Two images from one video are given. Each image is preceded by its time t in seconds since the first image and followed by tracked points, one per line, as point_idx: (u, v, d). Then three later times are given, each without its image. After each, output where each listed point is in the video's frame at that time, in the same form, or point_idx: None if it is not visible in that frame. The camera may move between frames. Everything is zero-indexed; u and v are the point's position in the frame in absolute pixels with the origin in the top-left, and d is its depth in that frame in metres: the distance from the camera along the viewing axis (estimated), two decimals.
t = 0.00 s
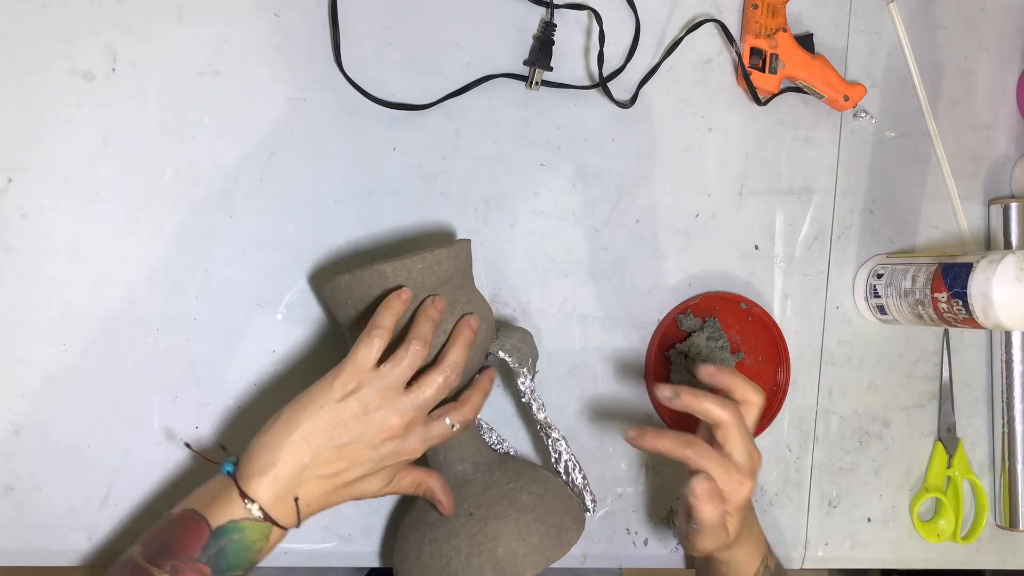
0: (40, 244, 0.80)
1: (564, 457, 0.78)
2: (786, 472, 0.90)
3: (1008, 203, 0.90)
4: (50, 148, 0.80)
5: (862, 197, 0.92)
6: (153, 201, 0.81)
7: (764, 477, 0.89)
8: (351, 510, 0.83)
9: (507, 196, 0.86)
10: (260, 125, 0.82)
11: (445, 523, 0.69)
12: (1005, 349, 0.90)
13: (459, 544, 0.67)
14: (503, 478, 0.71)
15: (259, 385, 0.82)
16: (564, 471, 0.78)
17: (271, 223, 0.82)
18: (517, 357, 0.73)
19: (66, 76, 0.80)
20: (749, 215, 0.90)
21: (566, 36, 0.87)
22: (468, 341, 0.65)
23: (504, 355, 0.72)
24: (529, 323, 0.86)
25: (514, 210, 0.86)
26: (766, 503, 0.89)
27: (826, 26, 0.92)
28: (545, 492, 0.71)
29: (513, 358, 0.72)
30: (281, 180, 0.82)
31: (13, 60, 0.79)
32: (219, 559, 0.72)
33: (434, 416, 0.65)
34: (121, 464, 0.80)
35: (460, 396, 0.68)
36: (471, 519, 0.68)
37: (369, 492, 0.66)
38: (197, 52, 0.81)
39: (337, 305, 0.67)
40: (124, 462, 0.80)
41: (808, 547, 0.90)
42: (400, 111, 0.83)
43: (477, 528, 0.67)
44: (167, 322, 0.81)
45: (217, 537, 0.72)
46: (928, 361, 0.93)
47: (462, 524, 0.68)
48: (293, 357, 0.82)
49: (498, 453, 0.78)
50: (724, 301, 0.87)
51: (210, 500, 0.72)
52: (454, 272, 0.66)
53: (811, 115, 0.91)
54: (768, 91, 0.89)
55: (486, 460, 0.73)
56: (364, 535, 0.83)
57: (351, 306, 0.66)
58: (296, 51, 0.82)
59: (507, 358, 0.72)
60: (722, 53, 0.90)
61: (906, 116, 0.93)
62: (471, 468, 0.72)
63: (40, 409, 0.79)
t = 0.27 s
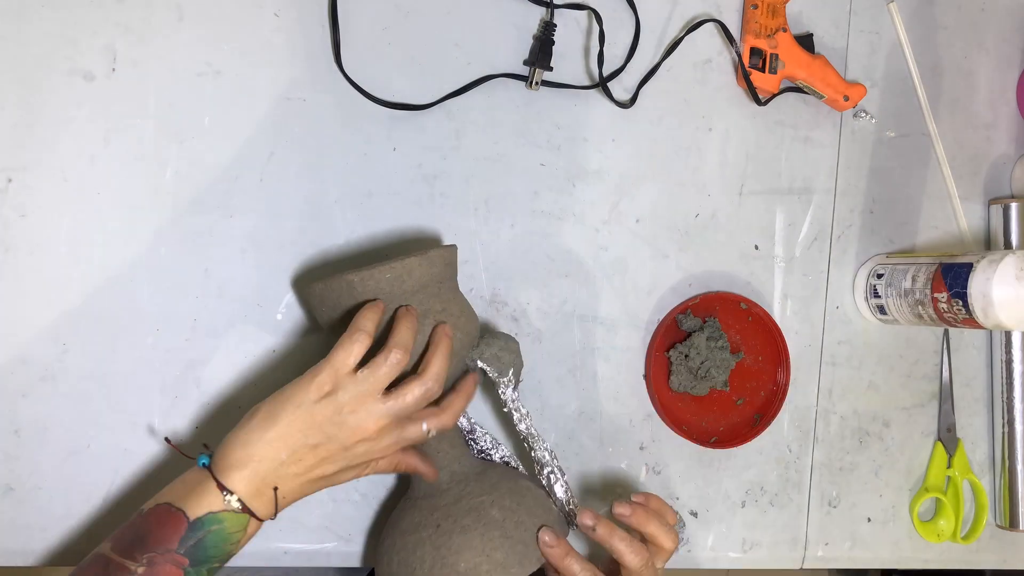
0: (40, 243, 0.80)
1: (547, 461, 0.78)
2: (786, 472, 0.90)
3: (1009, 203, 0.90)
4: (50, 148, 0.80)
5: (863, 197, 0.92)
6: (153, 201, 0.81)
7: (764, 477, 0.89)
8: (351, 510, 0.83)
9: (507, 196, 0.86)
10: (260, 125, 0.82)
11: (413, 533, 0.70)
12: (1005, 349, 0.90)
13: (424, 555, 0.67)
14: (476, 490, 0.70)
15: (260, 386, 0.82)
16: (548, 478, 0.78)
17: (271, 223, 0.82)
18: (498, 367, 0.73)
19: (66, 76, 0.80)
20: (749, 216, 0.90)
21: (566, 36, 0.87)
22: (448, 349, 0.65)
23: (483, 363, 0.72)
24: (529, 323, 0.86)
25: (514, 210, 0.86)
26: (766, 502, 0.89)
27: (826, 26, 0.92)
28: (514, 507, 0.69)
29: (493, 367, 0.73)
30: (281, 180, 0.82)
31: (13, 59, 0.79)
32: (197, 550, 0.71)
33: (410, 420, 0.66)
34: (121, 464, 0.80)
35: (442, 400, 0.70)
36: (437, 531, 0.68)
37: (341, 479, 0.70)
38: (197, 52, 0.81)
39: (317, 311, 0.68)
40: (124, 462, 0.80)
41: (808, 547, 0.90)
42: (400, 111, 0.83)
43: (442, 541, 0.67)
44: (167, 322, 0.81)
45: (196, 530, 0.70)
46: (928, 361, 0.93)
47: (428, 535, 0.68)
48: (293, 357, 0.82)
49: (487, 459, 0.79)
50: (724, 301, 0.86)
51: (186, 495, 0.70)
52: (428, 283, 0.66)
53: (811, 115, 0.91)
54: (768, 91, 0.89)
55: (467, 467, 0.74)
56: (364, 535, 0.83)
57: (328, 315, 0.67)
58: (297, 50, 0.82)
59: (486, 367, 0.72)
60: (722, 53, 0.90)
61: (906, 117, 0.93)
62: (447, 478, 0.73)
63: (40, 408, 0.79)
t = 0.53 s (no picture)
0: (40, 243, 0.80)
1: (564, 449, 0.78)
2: (786, 472, 0.90)
3: (1008, 203, 0.90)
4: (50, 148, 0.80)
5: (863, 197, 0.92)
6: (153, 201, 0.81)
7: (764, 477, 0.89)
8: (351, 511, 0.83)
9: (507, 196, 0.86)
10: (260, 124, 0.82)
11: (453, 521, 0.68)
12: (1005, 349, 0.90)
13: (469, 542, 0.66)
14: (510, 479, 0.71)
15: (260, 385, 0.82)
16: (564, 472, 0.79)
17: (271, 223, 0.82)
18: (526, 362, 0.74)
19: (66, 76, 0.80)
20: (749, 216, 0.90)
21: (566, 36, 0.87)
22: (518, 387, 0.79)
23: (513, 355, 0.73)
24: (529, 323, 0.85)
25: (514, 210, 0.86)
26: (766, 503, 0.89)
27: (826, 26, 0.92)
28: (550, 493, 0.71)
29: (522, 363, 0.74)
30: (281, 180, 0.82)
31: (13, 59, 0.79)
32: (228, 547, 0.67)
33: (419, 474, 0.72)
34: (121, 464, 0.80)
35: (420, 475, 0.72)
36: (481, 518, 0.67)
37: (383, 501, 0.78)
38: (197, 52, 0.81)
39: (350, 300, 0.64)
40: (124, 462, 0.80)
41: (808, 547, 0.90)
42: (400, 111, 0.83)
43: (487, 527, 0.67)
44: (167, 322, 0.81)
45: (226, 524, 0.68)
46: (928, 361, 0.93)
47: (470, 523, 0.67)
48: (293, 357, 0.82)
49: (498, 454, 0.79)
50: (724, 301, 0.87)
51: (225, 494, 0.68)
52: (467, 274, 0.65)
53: (811, 115, 0.91)
54: (768, 91, 0.89)
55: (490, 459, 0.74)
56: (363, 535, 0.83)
57: (365, 302, 0.64)
58: (297, 50, 0.82)
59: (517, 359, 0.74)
60: (722, 53, 0.90)
61: (906, 117, 0.93)
62: (478, 468, 0.72)
63: (40, 408, 0.79)
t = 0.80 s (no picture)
0: (40, 244, 0.80)
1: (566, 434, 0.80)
2: (786, 472, 0.90)
3: (1008, 203, 0.90)
4: (50, 148, 0.80)
5: (863, 197, 0.92)
6: (153, 201, 0.81)
7: (764, 477, 0.89)
8: (350, 511, 0.83)
9: (507, 196, 0.85)
10: (260, 125, 0.82)
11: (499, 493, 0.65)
12: (1005, 349, 0.90)
13: (517, 513, 0.63)
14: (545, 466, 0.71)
15: (260, 385, 0.82)
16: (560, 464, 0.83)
17: (271, 223, 0.82)
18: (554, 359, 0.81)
19: (66, 76, 0.80)
20: (749, 216, 0.90)
21: (566, 36, 0.87)
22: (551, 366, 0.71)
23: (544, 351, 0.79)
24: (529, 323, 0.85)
25: (514, 210, 0.86)
26: (765, 503, 0.89)
27: (826, 26, 0.92)
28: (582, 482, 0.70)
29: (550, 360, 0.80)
30: (281, 180, 0.82)
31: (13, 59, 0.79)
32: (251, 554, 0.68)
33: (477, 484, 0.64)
34: (121, 464, 0.80)
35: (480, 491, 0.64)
36: (526, 492, 0.65)
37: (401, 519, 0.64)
38: (197, 52, 0.81)
39: (432, 262, 0.64)
40: (124, 462, 0.80)
41: (808, 547, 0.90)
42: (400, 111, 0.83)
43: (535, 501, 0.64)
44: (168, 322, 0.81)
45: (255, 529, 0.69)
46: (928, 361, 0.93)
47: (516, 495, 0.65)
48: (293, 357, 0.82)
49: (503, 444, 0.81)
50: (718, 305, 0.86)
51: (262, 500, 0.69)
52: (524, 257, 0.66)
53: (811, 116, 0.91)
54: (768, 91, 0.89)
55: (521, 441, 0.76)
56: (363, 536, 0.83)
57: (441, 266, 0.64)
58: (297, 50, 0.82)
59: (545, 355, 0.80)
60: (722, 53, 0.90)
61: (906, 116, 0.93)
62: (511, 450, 0.71)
63: (40, 409, 0.79)
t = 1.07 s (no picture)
0: (40, 244, 0.80)
1: (535, 453, 0.76)
2: (786, 472, 0.90)
3: (1008, 203, 0.90)
4: (50, 148, 0.80)
5: (863, 197, 0.92)
6: (153, 201, 0.81)
7: (764, 477, 0.89)
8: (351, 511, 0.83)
9: (507, 196, 0.86)
10: (260, 125, 0.82)
11: (425, 505, 0.66)
12: (1005, 349, 0.90)
13: (435, 527, 0.64)
14: (488, 481, 0.70)
15: (260, 385, 0.82)
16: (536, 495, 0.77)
17: (271, 223, 0.82)
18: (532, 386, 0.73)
19: (66, 76, 0.80)
20: (749, 216, 0.90)
21: (566, 36, 0.87)
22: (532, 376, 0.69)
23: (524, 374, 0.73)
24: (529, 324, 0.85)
25: (514, 210, 0.86)
26: (765, 502, 0.89)
27: (826, 26, 0.92)
28: (522, 504, 0.70)
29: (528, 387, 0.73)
30: (281, 180, 0.82)
31: (13, 59, 0.79)
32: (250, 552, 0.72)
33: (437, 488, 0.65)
34: (121, 464, 0.80)
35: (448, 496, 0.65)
36: (452, 507, 0.66)
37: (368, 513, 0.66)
38: (197, 52, 0.81)
39: (388, 266, 0.67)
40: (124, 462, 0.80)
41: (808, 547, 0.90)
42: (400, 111, 0.83)
43: (455, 518, 0.65)
44: (168, 322, 0.81)
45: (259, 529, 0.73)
46: (928, 361, 0.93)
47: (441, 510, 0.66)
48: (293, 357, 0.82)
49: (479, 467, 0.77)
50: (723, 305, 0.87)
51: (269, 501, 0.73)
52: (481, 267, 0.66)
53: (811, 115, 0.91)
54: (768, 91, 0.89)
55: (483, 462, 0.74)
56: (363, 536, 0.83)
57: (399, 269, 0.66)
58: (297, 50, 0.82)
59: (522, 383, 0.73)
60: (722, 53, 0.90)
61: (906, 116, 0.93)
62: (459, 462, 0.71)
63: (40, 408, 0.79)
